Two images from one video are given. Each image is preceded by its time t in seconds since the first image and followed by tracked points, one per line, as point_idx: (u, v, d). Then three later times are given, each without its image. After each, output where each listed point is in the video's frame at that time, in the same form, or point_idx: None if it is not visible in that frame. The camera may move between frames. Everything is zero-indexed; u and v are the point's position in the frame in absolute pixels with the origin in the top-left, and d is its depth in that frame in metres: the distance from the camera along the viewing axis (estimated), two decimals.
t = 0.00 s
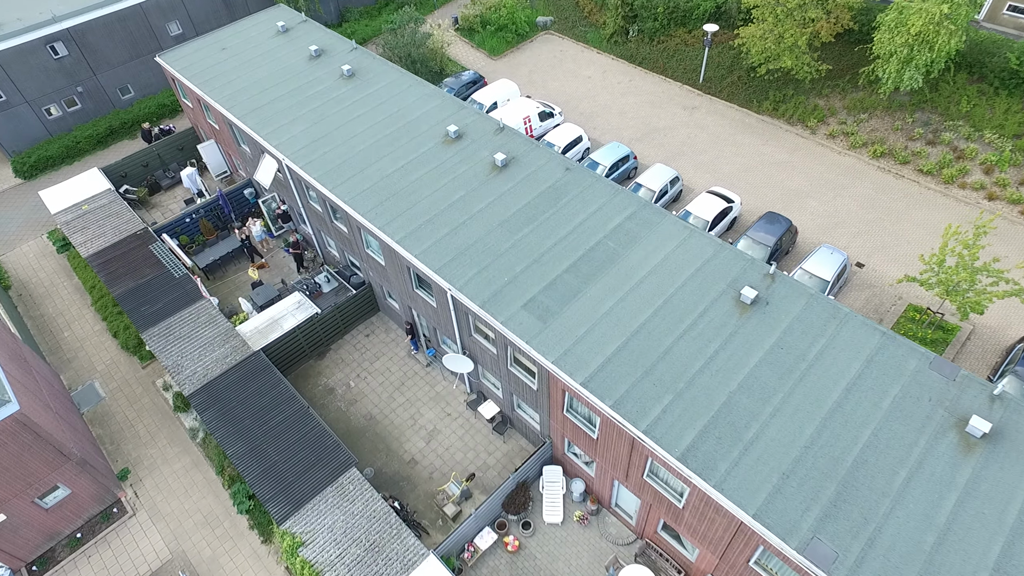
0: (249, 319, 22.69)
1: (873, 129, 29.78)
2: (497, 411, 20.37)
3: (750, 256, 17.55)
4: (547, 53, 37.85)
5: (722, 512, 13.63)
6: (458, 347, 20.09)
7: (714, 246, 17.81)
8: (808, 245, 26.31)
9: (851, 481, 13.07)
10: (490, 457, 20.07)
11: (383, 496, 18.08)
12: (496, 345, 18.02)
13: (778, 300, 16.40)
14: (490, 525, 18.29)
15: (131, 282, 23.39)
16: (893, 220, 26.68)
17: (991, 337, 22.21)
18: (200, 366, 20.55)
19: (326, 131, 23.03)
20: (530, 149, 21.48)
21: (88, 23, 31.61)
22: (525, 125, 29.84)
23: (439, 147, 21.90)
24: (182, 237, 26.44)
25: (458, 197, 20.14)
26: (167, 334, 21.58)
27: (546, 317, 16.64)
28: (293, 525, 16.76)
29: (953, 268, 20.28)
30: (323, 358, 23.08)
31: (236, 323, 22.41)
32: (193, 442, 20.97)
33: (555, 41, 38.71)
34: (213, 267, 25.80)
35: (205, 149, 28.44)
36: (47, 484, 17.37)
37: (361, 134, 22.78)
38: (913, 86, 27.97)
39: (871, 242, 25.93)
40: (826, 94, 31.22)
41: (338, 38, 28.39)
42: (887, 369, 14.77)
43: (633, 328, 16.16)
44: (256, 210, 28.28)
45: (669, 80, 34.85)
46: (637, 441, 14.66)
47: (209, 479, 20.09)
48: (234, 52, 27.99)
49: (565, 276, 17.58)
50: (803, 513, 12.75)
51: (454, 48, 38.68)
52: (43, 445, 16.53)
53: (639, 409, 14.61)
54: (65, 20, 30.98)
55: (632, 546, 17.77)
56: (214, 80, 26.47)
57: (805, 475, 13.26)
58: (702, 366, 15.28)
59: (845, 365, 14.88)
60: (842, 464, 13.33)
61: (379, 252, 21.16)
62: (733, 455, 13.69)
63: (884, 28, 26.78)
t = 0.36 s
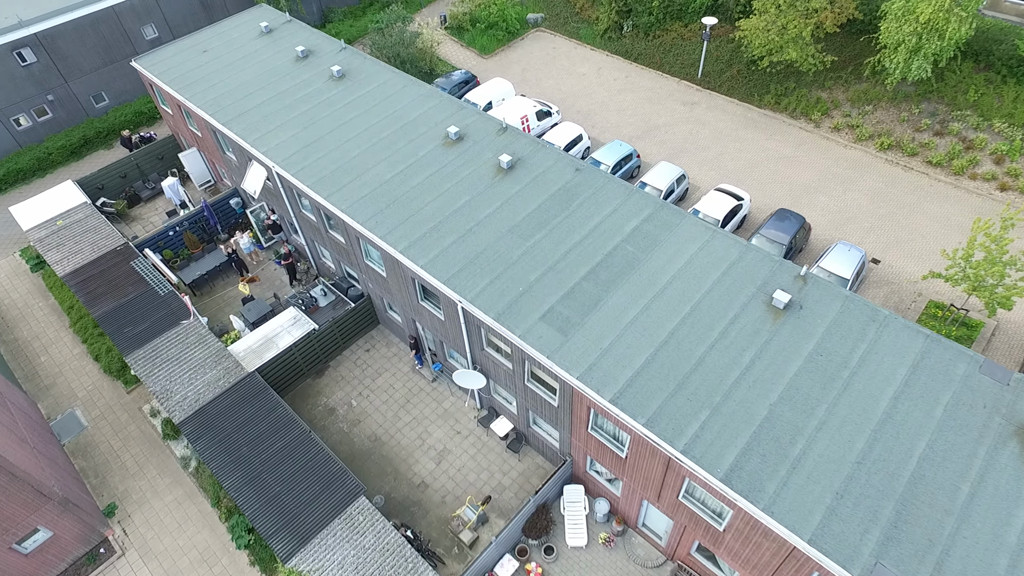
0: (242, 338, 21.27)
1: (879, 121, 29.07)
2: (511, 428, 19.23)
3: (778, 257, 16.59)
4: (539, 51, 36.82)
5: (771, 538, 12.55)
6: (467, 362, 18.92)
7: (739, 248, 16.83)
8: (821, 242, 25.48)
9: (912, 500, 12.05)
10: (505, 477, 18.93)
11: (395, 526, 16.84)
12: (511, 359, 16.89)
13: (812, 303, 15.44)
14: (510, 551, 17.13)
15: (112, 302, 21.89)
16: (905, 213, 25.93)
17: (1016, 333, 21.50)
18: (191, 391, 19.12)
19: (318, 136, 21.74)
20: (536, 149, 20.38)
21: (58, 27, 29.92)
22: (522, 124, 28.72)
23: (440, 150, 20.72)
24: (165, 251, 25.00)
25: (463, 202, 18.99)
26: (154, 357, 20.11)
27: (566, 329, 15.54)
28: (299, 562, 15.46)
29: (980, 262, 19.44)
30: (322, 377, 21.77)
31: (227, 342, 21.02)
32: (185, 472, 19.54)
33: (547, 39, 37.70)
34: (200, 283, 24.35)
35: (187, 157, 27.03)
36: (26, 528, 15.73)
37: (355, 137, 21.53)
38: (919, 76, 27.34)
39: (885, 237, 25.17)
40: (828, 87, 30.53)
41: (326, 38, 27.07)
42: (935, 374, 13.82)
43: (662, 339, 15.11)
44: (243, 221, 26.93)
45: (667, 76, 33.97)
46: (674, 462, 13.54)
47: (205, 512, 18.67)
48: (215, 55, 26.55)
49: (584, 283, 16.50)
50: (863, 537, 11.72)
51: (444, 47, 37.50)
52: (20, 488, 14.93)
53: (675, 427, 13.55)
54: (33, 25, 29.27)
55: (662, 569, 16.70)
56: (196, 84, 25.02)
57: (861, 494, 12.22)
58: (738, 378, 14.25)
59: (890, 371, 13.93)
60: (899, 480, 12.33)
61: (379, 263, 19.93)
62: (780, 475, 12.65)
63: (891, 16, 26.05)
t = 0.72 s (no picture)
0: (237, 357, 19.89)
1: (887, 113, 28.38)
2: (529, 445, 18.13)
3: (812, 258, 15.65)
4: (534, 48, 35.77)
5: (832, 564, 11.54)
6: (481, 376, 17.78)
7: (770, 250, 15.88)
8: (836, 239, 24.68)
9: (984, 519, 11.05)
10: (525, 498, 17.81)
11: (411, 558, 15.62)
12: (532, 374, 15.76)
13: (853, 306, 14.51)
14: None
15: (95, 322, 20.43)
16: (921, 207, 25.23)
17: None
18: (184, 417, 17.74)
19: (313, 140, 20.49)
20: (546, 149, 19.30)
21: (28, 31, 28.30)
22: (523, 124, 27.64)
23: (444, 152, 19.57)
24: (151, 265, 23.59)
25: (472, 207, 17.85)
26: (143, 382, 18.69)
27: (593, 342, 14.46)
28: None
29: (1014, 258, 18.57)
30: (324, 396, 20.51)
31: (221, 362, 19.68)
32: (180, 504, 18.18)
33: (541, 36, 36.67)
34: (189, 298, 22.97)
35: (171, 165, 25.66)
36: None
37: (353, 141, 20.32)
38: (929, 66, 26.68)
39: (902, 232, 24.43)
40: (834, 79, 29.82)
41: (316, 37, 25.79)
42: (993, 379, 12.88)
43: (696, 349, 14.10)
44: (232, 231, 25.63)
45: (666, 72, 33.10)
46: (720, 483, 12.49)
47: (203, 547, 17.33)
48: (199, 57, 25.15)
49: (608, 291, 15.44)
50: (935, 562, 10.70)
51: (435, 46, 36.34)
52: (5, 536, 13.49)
53: (719, 445, 12.52)
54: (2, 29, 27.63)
55: None
56: (179, 88, 23.61)
57: (928, 514, 11.22)
58: (782, 389, 13.25)
59: (945, 377, 13.00)
60: (968, 497, 11.33)
61: (383, 273, 18.72)
62: (838, 495, 11.63)
63: (901, 5, 25.35)
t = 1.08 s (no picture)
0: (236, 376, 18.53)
1: (901, 104, 27.58)
2: (554, 462, 17.00)
3: (857, 257, 14.65)
4: (533, 44, 34.66)
5: None
6: (502, 390, 16.62)
7: (811, 249, 14.86)
8: (858, 235, 23.79)
9: None
10: (551, 519, 16.65)
11: None
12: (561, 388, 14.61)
13: (907, 308, 13.51)
14: None
15: (81, 340, 18.99)
16: (943, 200, 24.42)
17: None
18: (182, 443, 16.36)
19: (312, 142, 19.24)
20: (563, 146, 18.20)
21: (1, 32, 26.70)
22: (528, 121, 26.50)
23: (454, 152, 18.39)
24: (139, 277, 22.24)
25: (488, 209, 16.69)
26: (135, 405, 17.27)
27: (630, 353, 13.34)
28: None
29: None
30: (330, 414, 19.23)
31: (219, 381, 18.34)
32: (179, 536, 16.82)
33: (539, 31, 35.57)
34: (181, 312, 21.58)
35: (159, 171, 24.25)
36: None
37: (355, 142, 19.10)
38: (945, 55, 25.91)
39: (925, 226, 23.61)
40: (845, 70, 29.01)
41: (309, 33, 24.50)
42: None
43: (743, 358, 13.03)
44: (225, 239, 24.29)
45: (671, 66, 32.14)
46: (781, 506, 11.43)
47: None
48: (185, 56, 23.73)
49: (641, 297, 14.33)
50: None
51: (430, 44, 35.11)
52: None
53: (778, 464, 11.45)
54: None
55: None
56: (165, 88, 22.21)
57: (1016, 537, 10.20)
58: (840, 401, 12.21)
59: (1015, 383, 12.02)
60: None
61: (393, 281, 17.51)
62: (914, 518, 10.58)
63: None
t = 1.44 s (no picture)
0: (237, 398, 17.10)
1: (915, 94, 26.80)
2: (585, 481, 15.83)
3: (910, 254, 13.61)
4: (531, 39, 33.53)
5: None
6: (527, 406, 15.45)
7: (861, 246, 13.81)
8: (881, 230, 22.92)
9: None
10: (584, 543, 15.48)
11: None
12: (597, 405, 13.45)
13: (971, 308, 12.49)
14: None
15: (64, 363, 17.48)
16: (965, 191, 23.63)
17: None
18: (180, 475, 14.94)
19: (312, 144, 17.95)
20: (582, 143, 17.06)
21: None
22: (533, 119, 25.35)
23: (465, 151, 17.18)
24: (125, 293, 20.80)
25: (508, 211, 15.51)
26: (126, 434, 15.81)
27: (676, 365, 12.22)
28: None
29: None
30: (338, 435, 17.91)
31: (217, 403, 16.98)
32: None
33: (536, 26, 34.47)
34: (172, 329, 20.17)
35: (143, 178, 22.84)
36: None
37: (359, 143, 17.83)
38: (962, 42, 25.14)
39: (949, 218, 22.80)
40: (855, 60, 28.21)
41: (301, 29, 23.13)
42: None
43: (800, 368, 11.94)
44: (217, 250, 22.85)
45: (675, 59, 31.20)
46: (857, 533, 10.33)
47: None
48: (169, 55, 22.26)
49: (682, 303, 13.23)
50: None
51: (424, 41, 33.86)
52: None
53: (853, 486, 10.35)
54: None
55: None
56: (149, 90, 20.75)
57: None
58: (912, 412, 11.13)
59: None
60: None
61: (405, 292, 16.25)
62: (1012, 543, 9.51)
63: None
